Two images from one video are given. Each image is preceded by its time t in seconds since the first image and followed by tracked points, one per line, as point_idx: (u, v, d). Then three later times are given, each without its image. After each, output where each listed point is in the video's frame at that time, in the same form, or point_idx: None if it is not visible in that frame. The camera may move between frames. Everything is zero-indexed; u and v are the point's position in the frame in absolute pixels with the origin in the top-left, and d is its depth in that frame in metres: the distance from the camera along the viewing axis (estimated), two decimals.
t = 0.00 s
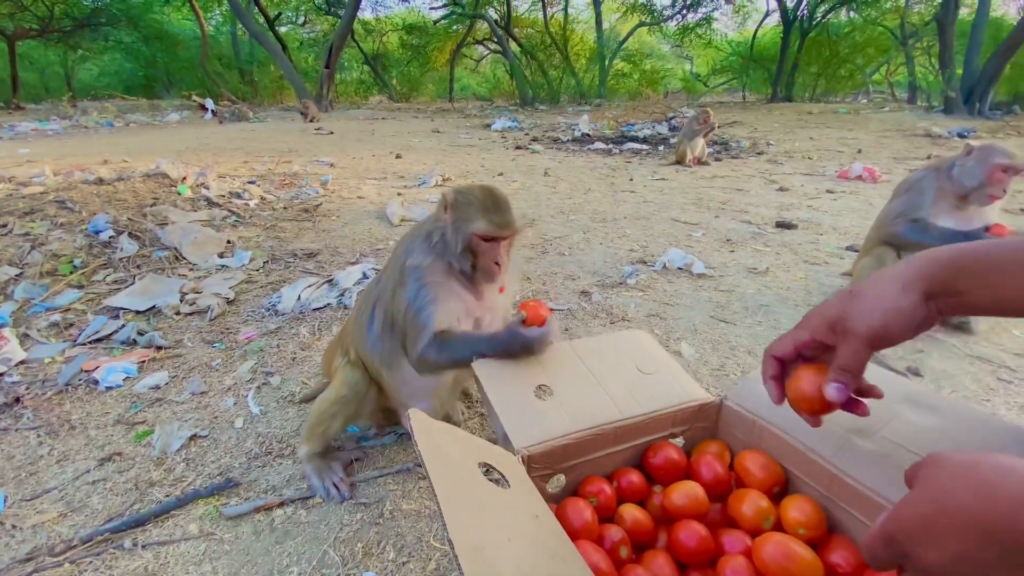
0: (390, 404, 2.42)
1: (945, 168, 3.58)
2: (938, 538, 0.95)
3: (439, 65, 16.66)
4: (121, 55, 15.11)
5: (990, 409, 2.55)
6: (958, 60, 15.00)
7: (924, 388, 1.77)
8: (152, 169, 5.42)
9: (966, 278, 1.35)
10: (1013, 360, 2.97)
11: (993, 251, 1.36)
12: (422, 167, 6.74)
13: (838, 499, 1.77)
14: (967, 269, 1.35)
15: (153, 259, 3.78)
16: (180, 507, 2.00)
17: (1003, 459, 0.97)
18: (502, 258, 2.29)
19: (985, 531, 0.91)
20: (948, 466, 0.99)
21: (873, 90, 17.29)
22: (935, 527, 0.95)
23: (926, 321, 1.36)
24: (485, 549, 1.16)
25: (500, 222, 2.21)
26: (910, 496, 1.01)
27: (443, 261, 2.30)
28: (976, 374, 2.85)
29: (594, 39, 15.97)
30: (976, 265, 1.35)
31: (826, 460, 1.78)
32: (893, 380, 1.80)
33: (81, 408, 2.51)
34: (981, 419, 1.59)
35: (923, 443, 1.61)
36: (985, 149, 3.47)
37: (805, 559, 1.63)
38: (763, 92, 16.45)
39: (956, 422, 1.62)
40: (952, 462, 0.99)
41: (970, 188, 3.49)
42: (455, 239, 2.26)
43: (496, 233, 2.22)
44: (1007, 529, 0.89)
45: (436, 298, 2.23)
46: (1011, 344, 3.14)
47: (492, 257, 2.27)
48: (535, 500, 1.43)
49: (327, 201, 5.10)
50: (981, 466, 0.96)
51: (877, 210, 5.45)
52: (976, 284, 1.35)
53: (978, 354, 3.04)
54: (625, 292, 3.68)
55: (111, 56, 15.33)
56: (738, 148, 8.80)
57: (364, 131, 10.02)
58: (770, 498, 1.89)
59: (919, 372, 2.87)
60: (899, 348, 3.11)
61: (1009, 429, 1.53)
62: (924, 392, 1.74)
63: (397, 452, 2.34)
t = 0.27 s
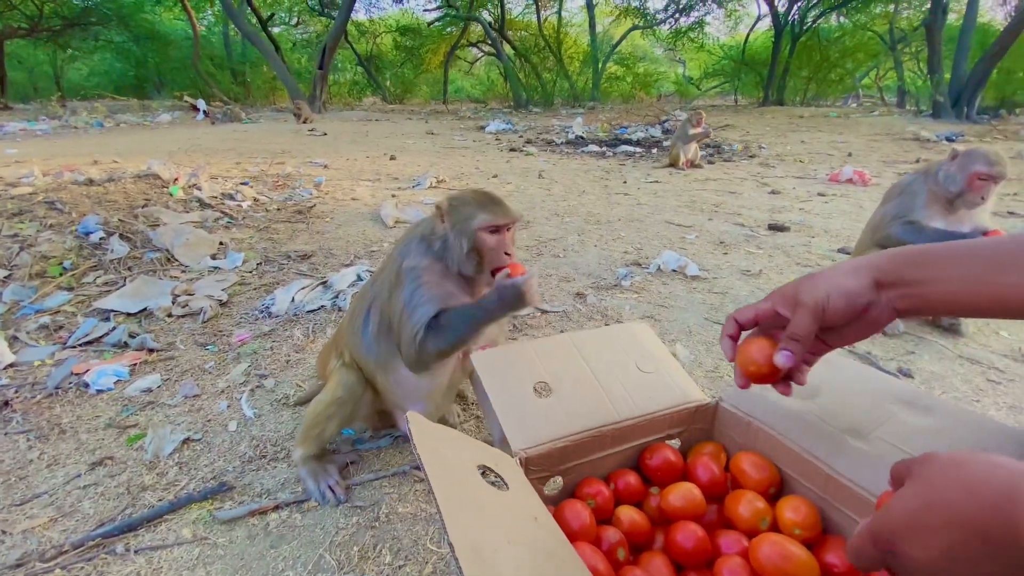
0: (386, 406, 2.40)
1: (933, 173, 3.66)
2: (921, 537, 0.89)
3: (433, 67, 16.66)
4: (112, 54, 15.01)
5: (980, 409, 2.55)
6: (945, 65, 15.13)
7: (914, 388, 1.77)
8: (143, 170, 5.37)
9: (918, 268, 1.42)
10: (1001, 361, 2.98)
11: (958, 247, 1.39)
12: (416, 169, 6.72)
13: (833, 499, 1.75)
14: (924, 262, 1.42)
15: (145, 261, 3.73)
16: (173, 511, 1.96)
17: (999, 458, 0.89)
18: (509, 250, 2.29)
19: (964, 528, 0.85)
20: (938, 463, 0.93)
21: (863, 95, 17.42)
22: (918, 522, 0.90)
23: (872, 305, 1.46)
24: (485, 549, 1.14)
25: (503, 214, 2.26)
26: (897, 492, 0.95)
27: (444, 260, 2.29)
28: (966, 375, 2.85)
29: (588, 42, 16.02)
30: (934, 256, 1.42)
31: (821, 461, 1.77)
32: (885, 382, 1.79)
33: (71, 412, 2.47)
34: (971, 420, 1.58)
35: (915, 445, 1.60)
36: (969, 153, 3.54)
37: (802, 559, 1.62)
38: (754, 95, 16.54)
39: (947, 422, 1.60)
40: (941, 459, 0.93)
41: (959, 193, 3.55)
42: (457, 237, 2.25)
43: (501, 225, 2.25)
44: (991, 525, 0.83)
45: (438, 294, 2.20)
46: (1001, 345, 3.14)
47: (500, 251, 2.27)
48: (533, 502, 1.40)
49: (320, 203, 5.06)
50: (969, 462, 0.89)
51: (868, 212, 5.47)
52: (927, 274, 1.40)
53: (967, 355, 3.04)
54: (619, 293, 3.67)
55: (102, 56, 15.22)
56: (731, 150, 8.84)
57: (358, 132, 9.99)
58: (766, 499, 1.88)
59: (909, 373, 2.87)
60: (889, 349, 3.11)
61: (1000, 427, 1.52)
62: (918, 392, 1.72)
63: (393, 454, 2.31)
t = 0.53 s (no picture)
0: (379, 410, 2.37)
1: (920, 176, 3.70)
2: (913, 531, 0.98)
3: (426, 69, 16.64)
4: (102, 54, 14.91)
5: (970, 409, 2.55)
6: (934, 70, 15.25)
7: (904, 389, 1.76)
8: (133, 171, 5.31)
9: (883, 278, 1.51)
10: (991, 362, 2.99)
11: (926, 262, 1.46)
12: (409, 171, 6.69)
13: (828, 499, 1.74)
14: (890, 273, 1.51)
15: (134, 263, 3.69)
16: (164, 516, 1.93)
17: (988, 455, 0.96)
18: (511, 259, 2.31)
19: (947, 520, 0.93)
20: (930, 463, 1.01)
21: (853, 99, 17.54)
22: (910, 517, 0.99)
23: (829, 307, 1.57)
24: (483, 553, 1.11)
25: (508, 224, 2.26)
26: (893, 490, 1.05)
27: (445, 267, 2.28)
28: (956, 376, 2.85)
29: (581, 45, 16.06)
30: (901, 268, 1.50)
31: (815, 461, 1.76)
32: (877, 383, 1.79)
33: (59, 415, 2.43)
34: (963, 419, 1.58)
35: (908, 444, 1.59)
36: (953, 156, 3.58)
37: (797, 559, 1.61)
38: (746, 99, 16.62)
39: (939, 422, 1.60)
40: (933, 458, 1.01)
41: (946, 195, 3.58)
42: (460, 244, 2.23)
43: (505, 233, 2.25)
44: (970, 516, 0.90)
45: (439, 302, 2.20)
46: (990, 346, 3.16)
47: (503, 259, 2.28)
48: (529, 505, 1.38)
49: (313, 204, 5.03)
50: (956, 460, 0.97)
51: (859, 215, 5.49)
52: (889, 284, 1.48)
53: (957, 356, 3.05)
54: (612, 295, 3.66)
55: (92, 56, 15.10)
56: (723, 154, 8.86)
57: (351, 133, 9.95)
58: (762, 500, 1.86)
59: (900, 374, 2.87)
60: (881, 350, 3.11)
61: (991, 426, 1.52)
62: (909, 393, 1.72)
63: (387, 457, 2.28)
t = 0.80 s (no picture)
0: (373, 414, 2.34)
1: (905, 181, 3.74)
2: (895, 525, 0.97)
3: (419, 72, 16.63)
4: (93, 55, 14.81)
5: (959, 409, 2.56)
6: (922, 75, 15.39)
7: (896, 389, 1.76)
8: (123, 173, 5.27)
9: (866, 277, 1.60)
10: (980, 363, 3.00)
11: (907, 267, 1.56)
12: (402, 173, 6.67)
13: (820, 500, 1.74)
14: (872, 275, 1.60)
15: (124, 265, 3.65)
16: (153, 522, 1.90)
17: (963, 447, 0.96)
18: (503, 261, 2.30)
19: (930, 514, 0.92)
20: (905, 455, 1.00)
21: (842, 103, 17.68)
22: (890, 512, 0.98)
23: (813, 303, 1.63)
24: (475, 559, 1.10)
25: (502, 225, 2.27)
26: (868, 485, 1.03)
27: (438, 269, 2.27)
28: (945, 377, 2.86)
29: (574, 48, 16.10)
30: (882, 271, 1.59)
31: (810, 462, 1.76)
32: (868, 383, 1.78)
33: (46, 420, 2.40)
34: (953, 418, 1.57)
35: (900, 444, 1.58)
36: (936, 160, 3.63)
37: (790, 560, 1.60)
38: (737, 103, 16.70)
39: (930, 422, 1.59)
40: (908, 451, 1.00)
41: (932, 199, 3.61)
42: (454, 247, 2.22)
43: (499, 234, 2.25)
44: (954, 511, 0.89)
45: (434, 306, 2.19)
46: (978, 348, 3.17)
47: (496, 260, 2.29)
48: (524, 509, 1.37)
49: (305, 206, 5.00)
50: (932, 453, 0.96)
51: (849, 218, 5.53)
52: (872, 283, 1.58)
53: (946, 357, 3.06)
54: (606, 299, 3.66)
55: (82, 57, 14.98)
56: (715, 157, 8.90)
57: (343, 135, 9.92)
58: (756, 501, 1.86)
59: (890, 375, 2.88)
60: (871, 351, 3.12)
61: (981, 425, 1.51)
62: (899, 393, 1.72)
63: (380, 461, 2.26)
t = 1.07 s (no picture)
0: (367, 418, 2.32)
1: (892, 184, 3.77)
2: (888, 519, 1.01)
3: (412, 74, 16.62)
4: (82, 57, 14.69)
5: (950, 409, 2.57)
6: (911, 78, 15.49)
7: (888, 389, 1.76)
8: (113, 176, 5.22)
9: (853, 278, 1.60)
10: (970, 363, 3.01)
11: (894, 269, 1.54)
12: (395, 176, 6.64)
13: (814, 501, 1.73)
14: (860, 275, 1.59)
15: (114, 269, 3.61)
16: (144, 529, 1.87)
17: (957, 443, 0.98)
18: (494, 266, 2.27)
19: (924, 511, 0.95)
20: (899, 451, 1.03)
21: (832, 106, 17.78)
22: (885, 506, 1.01)
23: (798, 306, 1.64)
24: (470, 565, 1.08)
25: (492, 230, 2.21)
26: (863, 480, 1.06)
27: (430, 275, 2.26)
28: (936, 377, 2.87)
29: (567, 51, 16.14)
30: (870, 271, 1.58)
31: (802, 464, 1.75)
32: (860, 383, 1.78)
33: (36, 426, 2.37)
34: (944, 418, 1.57)
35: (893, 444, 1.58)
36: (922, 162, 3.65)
37: (785, 561, 1.59)
38: (729, 106, 16.76)
39: (921, 423, 1.59)
40: (903, 446, 1.03)
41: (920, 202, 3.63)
42: (445, 252, 2.20)
43: (489, 240, 2.20)
44: (947, 507, 0.92)
45: (425, 312, 2.18)
46: (968, 348, 3.19)
47: (486, 266, 2.24)
48: (518, 512, 1.35)
49: (298, 209, 4.98)
50: (925, 450, 0.99)
51: (840, 220, 5.56)
52: (859, 284, 1.57)
53: (936, 358, 3.07)
54: (600, 302, 3.66)
55: (71, 59, 14.88)
56: (708, 159, 8.93)
57: (336, 138, 9.88)
58: (749, 502, 1.85)
59: (882, 375, 2.88)
60: (862, 352, 3.12)
61: (972, 425, 1.51)
62: (891, 394, 1.71)
63: (374, 465, 2.24)
